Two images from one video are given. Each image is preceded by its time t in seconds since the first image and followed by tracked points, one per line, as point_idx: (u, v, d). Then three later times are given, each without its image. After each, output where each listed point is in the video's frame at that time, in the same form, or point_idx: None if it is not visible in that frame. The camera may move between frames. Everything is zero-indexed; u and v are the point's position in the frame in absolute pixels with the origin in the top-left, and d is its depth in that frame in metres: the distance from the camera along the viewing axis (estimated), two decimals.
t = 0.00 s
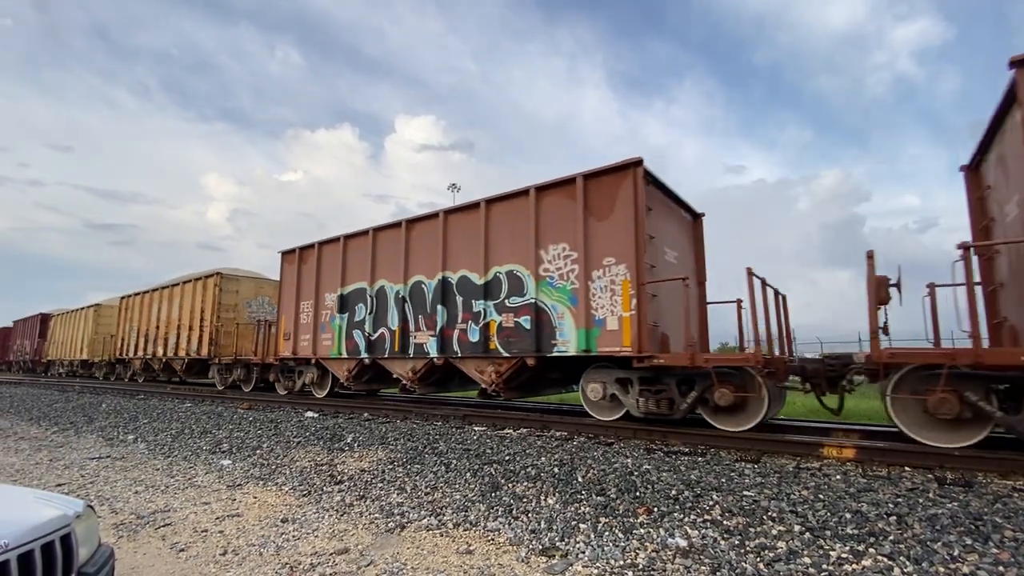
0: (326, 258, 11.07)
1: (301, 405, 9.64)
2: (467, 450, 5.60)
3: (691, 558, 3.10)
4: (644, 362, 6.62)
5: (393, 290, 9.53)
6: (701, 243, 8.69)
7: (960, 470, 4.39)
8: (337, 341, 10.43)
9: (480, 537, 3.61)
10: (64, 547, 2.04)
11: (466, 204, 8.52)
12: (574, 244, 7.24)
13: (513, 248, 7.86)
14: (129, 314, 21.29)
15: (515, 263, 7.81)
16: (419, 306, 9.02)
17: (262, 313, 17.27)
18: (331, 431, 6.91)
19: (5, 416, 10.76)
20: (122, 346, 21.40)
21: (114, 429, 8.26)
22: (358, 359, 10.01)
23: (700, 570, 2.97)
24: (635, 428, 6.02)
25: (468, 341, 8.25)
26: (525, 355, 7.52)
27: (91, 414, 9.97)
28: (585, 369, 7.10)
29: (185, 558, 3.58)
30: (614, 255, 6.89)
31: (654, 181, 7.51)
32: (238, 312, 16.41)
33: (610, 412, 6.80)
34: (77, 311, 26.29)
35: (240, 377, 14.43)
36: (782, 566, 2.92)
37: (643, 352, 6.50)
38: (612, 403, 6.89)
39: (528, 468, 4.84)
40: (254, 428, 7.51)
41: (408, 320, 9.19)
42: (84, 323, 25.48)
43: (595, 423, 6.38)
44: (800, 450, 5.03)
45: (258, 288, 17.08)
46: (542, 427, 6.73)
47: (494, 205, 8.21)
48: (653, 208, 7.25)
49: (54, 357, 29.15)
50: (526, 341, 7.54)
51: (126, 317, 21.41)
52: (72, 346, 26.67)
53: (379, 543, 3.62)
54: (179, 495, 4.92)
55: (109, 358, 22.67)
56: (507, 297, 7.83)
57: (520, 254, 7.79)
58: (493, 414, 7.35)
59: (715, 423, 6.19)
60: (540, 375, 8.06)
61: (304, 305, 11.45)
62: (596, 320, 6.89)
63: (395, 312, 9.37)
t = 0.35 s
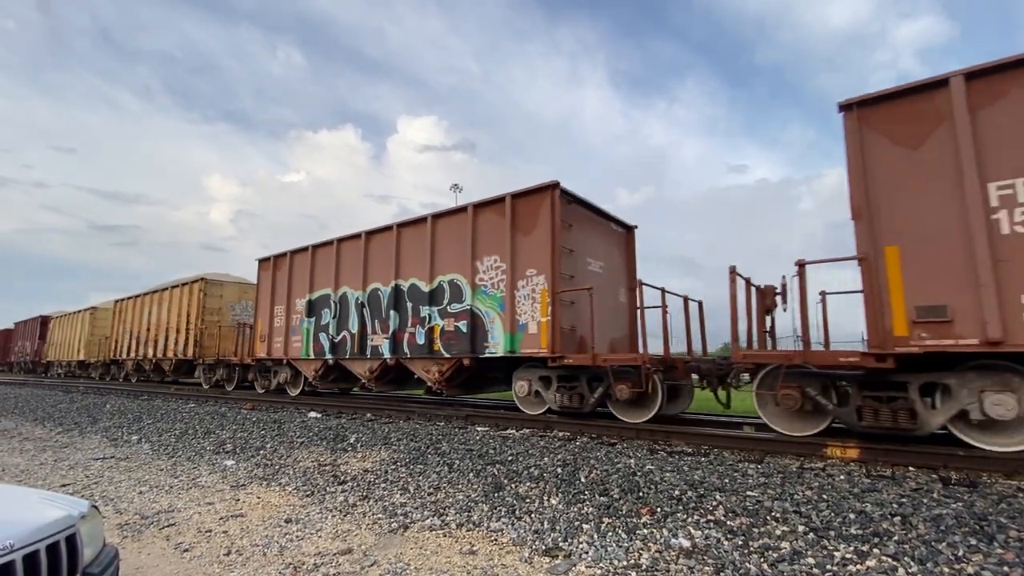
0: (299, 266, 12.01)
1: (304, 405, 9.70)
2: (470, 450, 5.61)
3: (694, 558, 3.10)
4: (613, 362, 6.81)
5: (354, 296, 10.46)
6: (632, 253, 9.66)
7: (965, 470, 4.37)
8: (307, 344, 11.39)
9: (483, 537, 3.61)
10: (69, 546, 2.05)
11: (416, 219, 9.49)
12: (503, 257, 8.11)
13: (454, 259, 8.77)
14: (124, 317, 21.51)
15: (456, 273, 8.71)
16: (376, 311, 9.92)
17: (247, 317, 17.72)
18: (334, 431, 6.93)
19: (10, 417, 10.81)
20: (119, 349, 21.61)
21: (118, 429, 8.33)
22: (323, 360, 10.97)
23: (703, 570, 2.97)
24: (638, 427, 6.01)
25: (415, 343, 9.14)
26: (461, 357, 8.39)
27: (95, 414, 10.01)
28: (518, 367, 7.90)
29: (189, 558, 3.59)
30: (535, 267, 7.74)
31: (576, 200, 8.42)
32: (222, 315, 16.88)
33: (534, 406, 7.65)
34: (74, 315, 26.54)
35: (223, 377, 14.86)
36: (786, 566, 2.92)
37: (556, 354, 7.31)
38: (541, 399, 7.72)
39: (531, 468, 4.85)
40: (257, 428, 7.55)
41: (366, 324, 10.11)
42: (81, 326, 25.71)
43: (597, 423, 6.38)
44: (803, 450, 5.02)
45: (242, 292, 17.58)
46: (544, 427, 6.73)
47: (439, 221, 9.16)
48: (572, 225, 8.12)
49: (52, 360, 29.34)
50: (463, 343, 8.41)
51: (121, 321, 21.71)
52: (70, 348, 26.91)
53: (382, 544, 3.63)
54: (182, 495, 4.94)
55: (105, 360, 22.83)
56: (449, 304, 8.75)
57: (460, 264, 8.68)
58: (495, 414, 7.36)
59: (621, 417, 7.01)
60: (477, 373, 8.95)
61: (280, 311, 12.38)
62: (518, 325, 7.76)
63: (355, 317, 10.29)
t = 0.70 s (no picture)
0: (271, 272, 12.73)
1: (307, 405, 9.72)
2: (473, 451, 5.61)
3: (698, 559, 3.09)
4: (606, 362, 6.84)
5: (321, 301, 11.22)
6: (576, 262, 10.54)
7: (969, 470, 4.36)
8: (277, 343, 12.16)
9: (486, 537, 3.61)
10: (74, 547, 2.06)
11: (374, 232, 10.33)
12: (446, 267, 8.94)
13: (406, 269, 9.59)
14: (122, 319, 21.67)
15: (408, 281, 9.53)
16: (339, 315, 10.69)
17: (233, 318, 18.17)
18: (337, 431, 6.93)
19: (15, 417, 10.84)
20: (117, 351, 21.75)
21: (122, 429, 8.35)
22: (293, 360, 11.67)
23: (707, 570, 2.97)
24: (641, 428, 6.00)
25: (372, 344, 9.91)
26: (410, 357, 9.16)
27: (99, 415, 10.05)
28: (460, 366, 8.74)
29: (194, 558, 3.59)
30: (473, 277, 8.56)
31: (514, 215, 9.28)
32: (209, 318, 17.26)
33: (469, 400, 8.48)
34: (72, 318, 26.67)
35: (207, 375, 15.48)
36: (790, 567, 2.91)
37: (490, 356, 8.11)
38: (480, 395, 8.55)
39: (534, 469, 4.84)
40: (260, 428, 7.56)
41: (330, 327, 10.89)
42: (80, 328, 25.86)
43: (600, 424, 6.37)
44: (807, 450, 5.01)
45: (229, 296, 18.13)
46: (547, 427, 6.72)
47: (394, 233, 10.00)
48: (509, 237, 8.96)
49: (51, 361, 29.46)
50: (412, 345, 9.19)
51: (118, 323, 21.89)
52: (68, 350, 27.07)
53: (385, 544, 3.63)
54: (187, 495, 4.95)
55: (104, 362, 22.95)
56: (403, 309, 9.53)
57: (410, 274, 9.54)
58: (498, 415, 7.36)
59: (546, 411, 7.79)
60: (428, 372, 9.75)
61: (254, 312, 13.12)
62: (459, 329, 8.54)
63: (320, 319, 11.05)
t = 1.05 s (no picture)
0: (251, 277, 13.74)
1: (310, 405, 9.72)
2: (475, 450, 5.60)
3: (700, 559, 3.09)
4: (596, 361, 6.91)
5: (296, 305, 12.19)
6: (527, 269, 11.58)
7: (973, 470, 4.34)
8: (257, 345, 13.14)
9: (489, 536, 3.62)
10: (78, 546, 2.07)
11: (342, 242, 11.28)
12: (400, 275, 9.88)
13: (365, 276, 10.58)
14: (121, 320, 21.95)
15: (366, 287, 10.51)
16: (311, 319, 11.65)
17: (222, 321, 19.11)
18: (340, 431, 6.93)
19: (20, 417, 10.89)
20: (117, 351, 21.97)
21: (126, 429, 8.36)
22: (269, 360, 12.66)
23: (710, 570, 2.96)
24: (643, 428, 5.99)
25: (337, 345, 10.86)
26: (368, 357, 10.12)
27: (104, 414, 10.10)
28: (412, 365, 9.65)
29: (197, 558, 3.60)
30: (422, 284, 9.49)
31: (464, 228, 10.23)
32: (196, 319, 18.40)
33: (420, 396, 9.37)
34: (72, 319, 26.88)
35: (194, 374, 16.16)
36: (793, 567, 2.90)
37: (434, 356, 9.02)
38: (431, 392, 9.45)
39: (536, 468, 4.84)
40: (263, 428, 7.56)
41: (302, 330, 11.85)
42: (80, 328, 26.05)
43: (602, 423, 6.37)
44: (809, 450, 5.00)
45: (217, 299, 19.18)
46: (550, 426, 6.72)
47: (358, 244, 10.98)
48: (457, 248, 9.90)
49: (51, 360, 29.67)
50: (369, 346, 10.15)
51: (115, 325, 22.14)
52: (67, 349, 27.34)
53: (388, 543, 3.63)
54: (190, 495, 4.96)
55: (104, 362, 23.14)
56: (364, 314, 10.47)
57: (368, 280, 10.52)
58: (501, 414, 7.35)
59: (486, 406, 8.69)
60: (388, 371, 10.62)
61: (238, 315, 14.06)
62: (409, 331, 9.46)
63: (293, 322, 12.05)
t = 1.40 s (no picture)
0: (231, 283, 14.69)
1: (312, 404, 9.66)
2: (476, 450, 5.60)
3: (702, 558, 3.08)
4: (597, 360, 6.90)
5: (270, 308, 13.10)
6: (485, 273, 12.51)
7: (976, 469, 4.33)
8: (235, 346, 14.08)
9: (490, 535, 3.62)
10: (81, 544, 2.07)
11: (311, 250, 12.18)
12: (361, 281, 10.76)
13: (331, 281, 11.48)
14: (120, 319, 22.05)
15: (332, 292, 11.40)
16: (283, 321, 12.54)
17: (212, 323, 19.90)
18: (342, 430, 6.93)
19: (23, 416, 10.92)
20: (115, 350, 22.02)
21: (128, 429, 8.32)
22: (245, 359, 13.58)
23: (711, 569, 2.96)
24: (645, 427, 5.98)
25: (305, 346, 11.78)
26: (332, 357, 11.03)
27: (106, 413, 10.12)
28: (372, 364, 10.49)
29: (199, 556, 3.61)
30: (379, 289, 10.38)
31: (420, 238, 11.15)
32: (184, 321, 19.14)
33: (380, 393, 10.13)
34: (70, 320, 26.92)
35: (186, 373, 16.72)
36: (795, 566, 2.90)
37: (388, 356, 9.92)
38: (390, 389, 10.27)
39: (538, 467, 4.83)
40: (265, 427, 7.57)
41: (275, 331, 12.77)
42: (79, 328, 26.12)
43: (603, 423, 6.36)
44: (812, 450, 4.99)
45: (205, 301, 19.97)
46: (551, 426, 6.71)
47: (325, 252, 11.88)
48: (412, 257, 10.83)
49: (50, 360, 29.74)
50: (333, 347, 11.03)
51: (113, 324, 22.21)
52: (66, 348, 27.51)
53: (390, 542, 3.64)
54: (192, 494, 4.97)
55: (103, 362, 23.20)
56: (329, 316, 11.36)
57: (333, 284, 11.42)
58: (502, 414, 7.34)
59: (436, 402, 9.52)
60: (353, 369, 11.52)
61: (219, 317, 14.99)
62: (368, 334, 10.31)
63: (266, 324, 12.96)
